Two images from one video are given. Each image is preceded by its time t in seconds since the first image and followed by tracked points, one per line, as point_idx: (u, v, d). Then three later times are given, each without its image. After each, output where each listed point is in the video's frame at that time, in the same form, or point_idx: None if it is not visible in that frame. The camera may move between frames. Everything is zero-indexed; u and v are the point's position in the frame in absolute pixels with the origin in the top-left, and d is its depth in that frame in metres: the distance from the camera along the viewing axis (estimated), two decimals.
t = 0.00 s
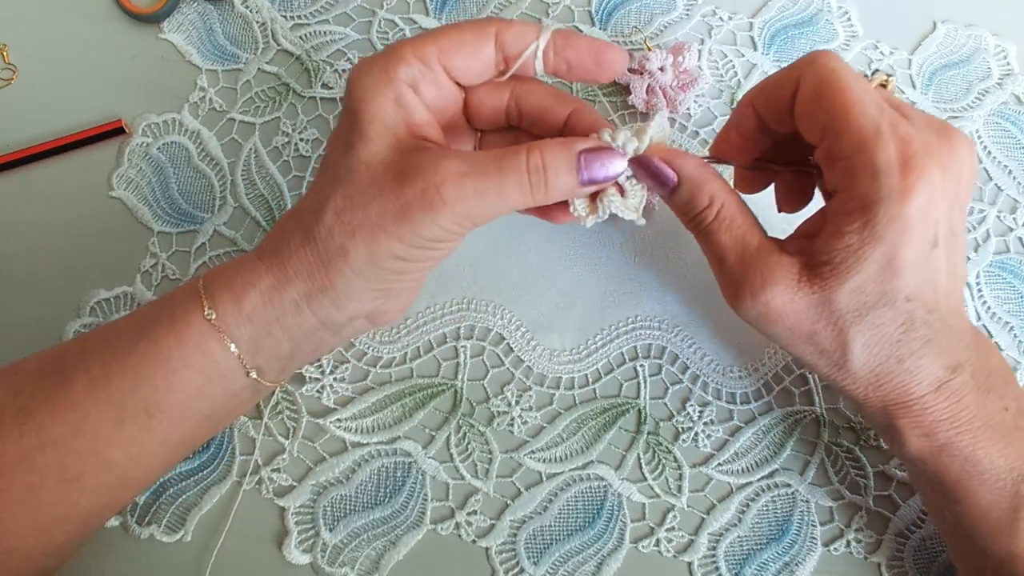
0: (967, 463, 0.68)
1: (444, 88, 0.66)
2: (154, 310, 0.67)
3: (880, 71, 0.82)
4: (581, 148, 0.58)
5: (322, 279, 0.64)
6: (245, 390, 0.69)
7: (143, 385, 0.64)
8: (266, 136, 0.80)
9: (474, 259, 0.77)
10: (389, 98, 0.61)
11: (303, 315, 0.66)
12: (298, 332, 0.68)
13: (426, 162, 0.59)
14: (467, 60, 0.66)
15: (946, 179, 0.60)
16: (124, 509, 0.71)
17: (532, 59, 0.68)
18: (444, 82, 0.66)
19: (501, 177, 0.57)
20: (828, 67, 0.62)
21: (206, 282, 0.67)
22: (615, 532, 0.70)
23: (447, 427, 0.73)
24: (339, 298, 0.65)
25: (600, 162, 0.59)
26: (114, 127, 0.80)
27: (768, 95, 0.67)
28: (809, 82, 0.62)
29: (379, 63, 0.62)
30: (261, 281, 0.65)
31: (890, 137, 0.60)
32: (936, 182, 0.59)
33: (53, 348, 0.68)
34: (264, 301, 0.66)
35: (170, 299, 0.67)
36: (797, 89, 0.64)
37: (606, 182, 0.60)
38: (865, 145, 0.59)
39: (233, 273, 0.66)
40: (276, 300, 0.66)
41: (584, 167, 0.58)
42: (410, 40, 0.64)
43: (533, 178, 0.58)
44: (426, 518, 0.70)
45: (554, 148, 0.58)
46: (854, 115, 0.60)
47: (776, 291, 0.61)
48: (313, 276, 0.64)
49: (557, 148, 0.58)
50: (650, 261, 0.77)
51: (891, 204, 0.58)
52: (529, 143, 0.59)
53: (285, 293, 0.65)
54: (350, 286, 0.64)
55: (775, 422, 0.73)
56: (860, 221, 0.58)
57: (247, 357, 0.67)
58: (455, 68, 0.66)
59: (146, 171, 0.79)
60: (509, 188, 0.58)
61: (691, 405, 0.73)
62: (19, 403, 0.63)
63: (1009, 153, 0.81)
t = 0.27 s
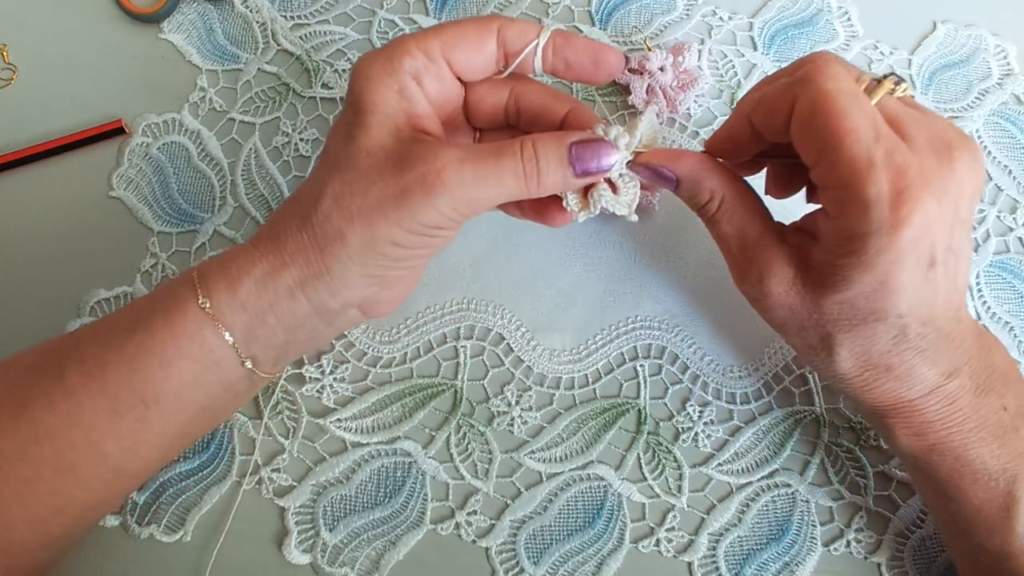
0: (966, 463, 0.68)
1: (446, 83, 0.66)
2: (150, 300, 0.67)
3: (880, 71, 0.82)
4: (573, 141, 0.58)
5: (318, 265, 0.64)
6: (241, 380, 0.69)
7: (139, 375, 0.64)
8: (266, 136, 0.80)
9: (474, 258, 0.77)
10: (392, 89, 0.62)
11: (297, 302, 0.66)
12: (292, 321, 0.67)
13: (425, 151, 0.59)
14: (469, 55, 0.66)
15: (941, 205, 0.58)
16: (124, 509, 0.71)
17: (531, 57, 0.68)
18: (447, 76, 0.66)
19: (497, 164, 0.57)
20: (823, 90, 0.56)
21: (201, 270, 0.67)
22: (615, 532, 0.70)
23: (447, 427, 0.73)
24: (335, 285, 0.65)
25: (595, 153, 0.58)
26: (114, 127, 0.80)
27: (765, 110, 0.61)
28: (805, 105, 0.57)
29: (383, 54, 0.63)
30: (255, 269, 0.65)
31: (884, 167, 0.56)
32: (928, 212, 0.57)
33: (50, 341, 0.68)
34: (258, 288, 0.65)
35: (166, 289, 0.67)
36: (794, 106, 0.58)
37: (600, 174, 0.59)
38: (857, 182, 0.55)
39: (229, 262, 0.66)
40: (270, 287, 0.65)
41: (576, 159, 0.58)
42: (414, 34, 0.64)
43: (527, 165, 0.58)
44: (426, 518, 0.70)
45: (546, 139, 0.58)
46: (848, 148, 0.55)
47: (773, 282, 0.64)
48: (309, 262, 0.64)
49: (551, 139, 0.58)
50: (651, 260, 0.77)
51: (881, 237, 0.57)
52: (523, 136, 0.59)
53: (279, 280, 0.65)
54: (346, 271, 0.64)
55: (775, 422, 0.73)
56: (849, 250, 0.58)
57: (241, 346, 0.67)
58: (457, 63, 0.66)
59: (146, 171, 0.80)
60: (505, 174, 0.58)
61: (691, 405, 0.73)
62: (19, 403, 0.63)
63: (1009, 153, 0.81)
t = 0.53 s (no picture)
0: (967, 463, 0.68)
1: (446, 81, 0.66)
2: (147, 297, 0.67)
3: (880, 71, 0.82)
4: (576, 147, 0.58)
5: (314, 262, 0.64)
6: (238, 376, 0.69)
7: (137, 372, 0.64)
8: (266, 136, 0.80)
9: (474, 259, 0.77)
10: (391, 86, 0.61)
11: (292, 298, 0.66)
12: (286, 317, 0.67)
13: (425, 149, 0.59)
14: (469, 53, 0.66)
15: (944, 194, 0.58)
16: (123, 509, 0.71)
17: (533, 57, 0.68)
18: (446, 74, 0.66)
19: (500, 170, 0.57)
20: (825, 82, 0.58)
21: (196, 267, 0.67)
22: (615, 532, 0.70)
23: (447, 427, 0.73)
24: (330, 283, 0.65)
25: (597, 161, 0.59)
26: (114, 127, 0.80)
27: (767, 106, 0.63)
28: (809, 95, 0.59)
29: (382, 50, 0.62)
30: (250, 265, 0.65)
31: (887, 153, 0.57)
32: (931, 201, 0.58)
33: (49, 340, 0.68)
34: (252, 283, 0.65)
35: (162, 286, 0.67)
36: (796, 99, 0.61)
37: (601, 181, 0.60)
38: (860, 167, 0.56)
39: (223, 258, 0.66)
40: (264, 283, 0.65)
41: (580, 165, 0.58)
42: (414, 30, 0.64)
43: (529, 172, 0.58)
44: (426, 518, 0.70)
45: (551, 144, 0.58)
46: (851, 135, 0.57)
47: (774, 282, 0.63)
48: (304, 259, 0.64)
49: (555, 145, 0.58)
50: (651, 261, 0.77)
51: (885, 224, 0.57)
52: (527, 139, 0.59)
53: (273, 276, 0.65)
54: (342, 269, 0.64)
55: (775, 422, 0.73)
56: (852, 238, 0.58)
57: (237, 343, 0.67)
58: (457, 60, 0.66)
59: (146, 171, 0.80)
60: (506, 179, 0.58)
61: (691, 405, 0.73)
62: (18, 403, 0.63)
63: (1009, 152, 0.81)
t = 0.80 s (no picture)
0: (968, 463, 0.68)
1: (451, 84, 0.66)
2: (147, 298, 0.67)
3: (880, 71, 0.82)
4: (581, 150, 0.58)
5: (313, 267, 0.64)
6: (239, 379, 0.69)
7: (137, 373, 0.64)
8: (266, 136, 0.80)
9: (473, 258, 0.77)
10: (394, 91, 0.61)
11: (292, 302, 0.66)
12: (286, 321, 0.67)
13: (425, 155, 0.59)
14: (474, 57, 0.66)
15: (949, 170, 0.61)
16: (123, 509, 0.71)
17: (541, 61, 0.68)
18: (451, 79, 0.66)
19: (500, 176, 0.57)
20: (824, 67, 0.62)
21: (196, 269, 0.67)
22: (615, 532, 0.70)
23: (447, 427, 0.73)
24: (329, 287, 0.65)
25: (601, 165, 0.58)
26: (114, 127, 0.80)
27: (767, 99, 0.66)
28: (807, 82, 0.62)
29: (385, 55, 0.62)
30: (250, 268, 0.65)
31: (890, 130, 0.60)
32: (938, 175, 0.60)
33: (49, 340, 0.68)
34: (252, 287, 0.65)
35: (161, 288, 0.67)
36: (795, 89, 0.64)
37: (601, 185, 0.60)
38: (866, 143, 0.59)
39: (222, 260, 0.66)
40: (263, 288, 0.65)
41: (584, 168, 0.58)
42: (418, 34, 0.64)
43: (532, 178, 0.57)
44: (426, 518, 0.70)
45: (555, 148, 0.57)
46: (853, 114, 0.60)
47: (782, 279, 0.62)
48: (304, 264, 0.64)
49: (559, 148, 0.57)
50: (650, 261, 0.77)
51: (896, 198, 0.58)
52: (531, 140, 0.58)
53: (273, 281, 0.65)
54: (342, 274, 0.64)
55: (775, 422, 0.73)
56: (863, 217, 0.59)
57: (238, 345, 0.67)
58: (461, 65, 0.66)
59: (146, 171, 0.80)
60: (507, 185, 0.57)
61: (691, 405, 0.73)
62: (19, 403, 0.63)
63: (1009, 152, 0.81)
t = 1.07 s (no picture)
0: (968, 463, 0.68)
1: (459, 91, 0.66)
2: (149, 299, 0.67)
3: (880, 71, 0.82)
4: (582, 150, 0.58)
5: (314, 269, 0.63)
6: (241, 381, 0.69)
7: (138, 374, 0.64)
8: (266, 136, 0.80)
9: (473, 259, 0.77)
10: (401, 96, 0.62)
11: (295, 304, 0.66)
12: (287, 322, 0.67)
13: (428, 157, 0.58)
14: (482, 64, 0.66)
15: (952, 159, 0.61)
16: (123, 509, 0.71)
17: (550, 70, 0.68)
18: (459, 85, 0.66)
19: (501, 175, 0.57)
20: (817, 67, 0.64)
21: (200, 272, 0.67)
22: (615, 532, 0.70)
23: (447, 427, 0.73)
24: (330, 289, 0.65)
25: (603, 166, 0.58)
26: (114, 127, 0.80)
27: (763, 101, 0.67)
28: (803, 82, 0.64)
29: (393, 60, 0.63)
30: (253, 270, 0.65)
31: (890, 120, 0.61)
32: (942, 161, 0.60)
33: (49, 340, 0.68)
34: (255, 288, 0.65)
35: (164, 289, 0.67)
36: (790, 91, 0.66)
37: (605, 185, 0.60)
38: (869, 132, 0.60)
39: (226, 261, 0.66)
40: (267, 290, 0.65)
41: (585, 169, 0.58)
42: (427, 40, 0.64)
43: (534, 178, 0.57)
44: (426, 518, 0.70)
45: (555, 148, 0.57)
46: (853, 106, 0.61)
47: (792, 280, 0.61)
48: (306, 266, 0.64)
49: (560, 148, 0.58)
50: (651, 261, 0.77)
51: (903, 184, 0.59)
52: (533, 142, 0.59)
53: (275, 282, 0.65)
54: (343, 276, 0.64)
55: (775, 422, 0.73)
56: (871, 206, 0.59)
57: (240, 347, 0.67)
58: (470, 72, 0.66)
59: (146, 171, 0.80)
60: (508, 183, 0.57)
61: (691, 405, 0.73)
62: (19, 403, 0.63)
63: (1009, 152, 0.81)
